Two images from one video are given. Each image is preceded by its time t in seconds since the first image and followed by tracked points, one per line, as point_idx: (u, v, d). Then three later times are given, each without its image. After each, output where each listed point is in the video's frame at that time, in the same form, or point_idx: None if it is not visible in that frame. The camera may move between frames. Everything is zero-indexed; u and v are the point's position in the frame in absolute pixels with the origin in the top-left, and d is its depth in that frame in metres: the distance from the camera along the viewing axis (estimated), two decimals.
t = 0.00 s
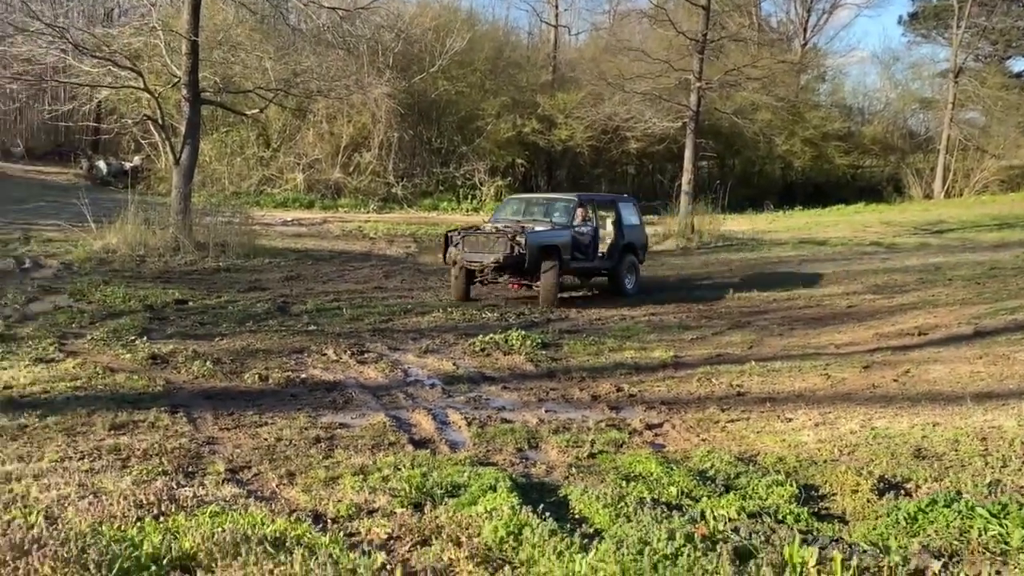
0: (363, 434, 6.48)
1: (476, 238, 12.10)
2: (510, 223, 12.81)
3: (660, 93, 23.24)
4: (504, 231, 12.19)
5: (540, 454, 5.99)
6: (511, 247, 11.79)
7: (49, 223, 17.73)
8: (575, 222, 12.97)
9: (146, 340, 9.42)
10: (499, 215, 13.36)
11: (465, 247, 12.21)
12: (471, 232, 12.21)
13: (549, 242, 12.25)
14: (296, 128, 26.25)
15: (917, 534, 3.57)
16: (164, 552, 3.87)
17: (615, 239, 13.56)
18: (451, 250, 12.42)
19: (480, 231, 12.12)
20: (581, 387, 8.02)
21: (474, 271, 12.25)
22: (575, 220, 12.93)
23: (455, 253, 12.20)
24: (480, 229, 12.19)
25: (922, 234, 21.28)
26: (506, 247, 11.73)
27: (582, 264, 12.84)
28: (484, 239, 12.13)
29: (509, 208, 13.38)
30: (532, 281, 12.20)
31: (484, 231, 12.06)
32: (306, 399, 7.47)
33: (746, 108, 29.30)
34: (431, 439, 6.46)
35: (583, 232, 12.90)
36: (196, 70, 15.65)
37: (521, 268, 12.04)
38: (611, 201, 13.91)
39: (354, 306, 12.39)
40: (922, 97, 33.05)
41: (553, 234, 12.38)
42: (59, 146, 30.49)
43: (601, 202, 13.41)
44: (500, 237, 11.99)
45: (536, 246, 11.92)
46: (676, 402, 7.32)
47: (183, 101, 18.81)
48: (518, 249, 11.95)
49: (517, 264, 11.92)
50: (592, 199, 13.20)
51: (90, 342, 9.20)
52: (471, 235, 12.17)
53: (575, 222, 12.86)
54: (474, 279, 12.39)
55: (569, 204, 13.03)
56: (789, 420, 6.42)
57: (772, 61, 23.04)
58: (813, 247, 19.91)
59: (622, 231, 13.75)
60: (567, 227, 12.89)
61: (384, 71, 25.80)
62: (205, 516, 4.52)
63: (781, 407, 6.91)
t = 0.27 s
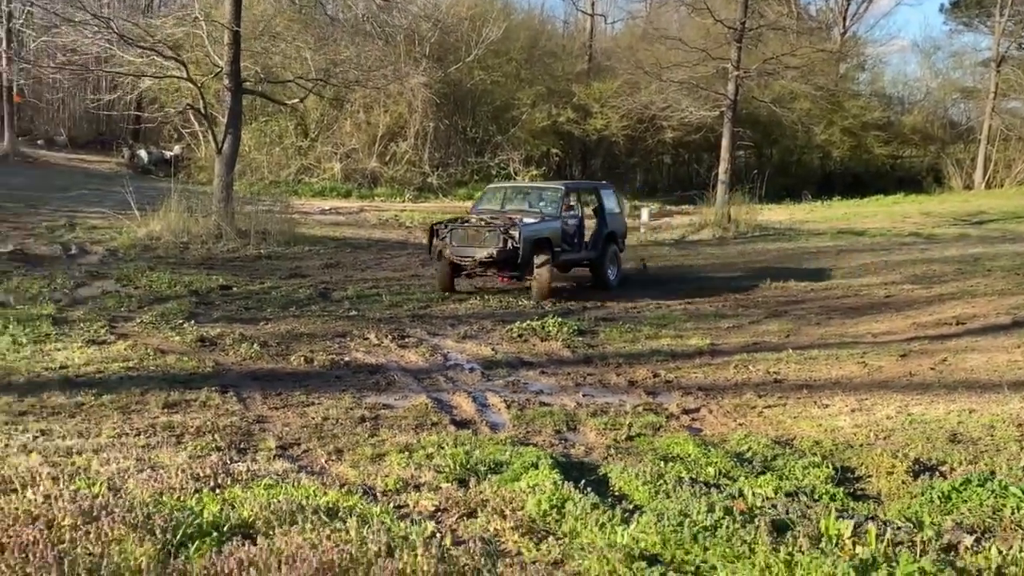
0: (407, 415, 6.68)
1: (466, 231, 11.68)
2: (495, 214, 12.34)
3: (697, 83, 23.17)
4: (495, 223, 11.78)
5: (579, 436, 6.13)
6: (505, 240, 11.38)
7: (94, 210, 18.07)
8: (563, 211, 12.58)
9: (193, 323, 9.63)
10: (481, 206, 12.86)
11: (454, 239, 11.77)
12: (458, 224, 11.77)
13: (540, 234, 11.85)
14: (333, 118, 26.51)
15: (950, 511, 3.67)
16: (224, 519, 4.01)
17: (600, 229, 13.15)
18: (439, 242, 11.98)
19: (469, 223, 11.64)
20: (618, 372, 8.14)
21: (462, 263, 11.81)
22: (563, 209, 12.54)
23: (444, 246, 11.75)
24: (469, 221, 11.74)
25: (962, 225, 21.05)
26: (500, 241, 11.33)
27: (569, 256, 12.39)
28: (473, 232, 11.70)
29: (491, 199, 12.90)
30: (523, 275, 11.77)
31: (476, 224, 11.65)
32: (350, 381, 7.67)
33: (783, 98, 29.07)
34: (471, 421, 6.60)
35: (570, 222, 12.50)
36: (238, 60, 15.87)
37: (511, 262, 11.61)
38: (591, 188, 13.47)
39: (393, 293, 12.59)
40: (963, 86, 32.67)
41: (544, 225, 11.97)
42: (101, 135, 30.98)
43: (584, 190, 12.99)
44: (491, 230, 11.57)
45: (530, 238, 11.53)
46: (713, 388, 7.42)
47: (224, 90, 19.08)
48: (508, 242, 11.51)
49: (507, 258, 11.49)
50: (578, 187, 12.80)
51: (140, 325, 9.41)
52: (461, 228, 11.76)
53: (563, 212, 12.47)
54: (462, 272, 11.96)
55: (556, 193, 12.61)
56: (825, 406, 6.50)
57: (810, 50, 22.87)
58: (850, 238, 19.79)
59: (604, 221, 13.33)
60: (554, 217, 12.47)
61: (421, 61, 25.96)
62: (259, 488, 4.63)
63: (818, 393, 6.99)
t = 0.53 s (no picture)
0: (447, 400, 6.82)
1: (464, 218, 11.42)
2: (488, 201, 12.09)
3: (736, 72, 23.01)
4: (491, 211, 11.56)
5: (615, 422, 6.20)
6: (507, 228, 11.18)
7: (139, 199, 18.45)
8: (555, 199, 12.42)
9: (237, 309, 9.86)
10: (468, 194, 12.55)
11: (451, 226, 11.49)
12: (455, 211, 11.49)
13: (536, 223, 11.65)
14: (371, 107, 26.72)
15: (981, 496, 3.76)
16: (274, 497, 4.15)
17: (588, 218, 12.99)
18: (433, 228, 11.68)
19: (468, 212, 11.38)
20: (654, 361, 8.20)
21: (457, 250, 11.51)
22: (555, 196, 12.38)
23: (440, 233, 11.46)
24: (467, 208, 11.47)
25: (1006, 215, 20.74)
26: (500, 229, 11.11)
27: (560, 247, 12.19)
28: (471, 219, 11.43)
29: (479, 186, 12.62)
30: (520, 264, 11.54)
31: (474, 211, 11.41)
32: (391, 367, 7.84)
33: (823, 86, 28.75)
34: (508, 407, 6.73)
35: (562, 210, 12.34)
36: (280, 51, 15.99)
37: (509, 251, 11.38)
38: (574, 179, 13.31)
39: (430, 281, 12.75)
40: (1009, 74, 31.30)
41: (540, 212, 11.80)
42: (143, 124, 31.52)
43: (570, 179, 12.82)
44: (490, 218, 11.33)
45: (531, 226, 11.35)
46: (750, 377, 7.46)
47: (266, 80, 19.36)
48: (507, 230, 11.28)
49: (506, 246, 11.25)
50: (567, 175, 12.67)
51: (186, 310, 9.64)
52: (458, 214, 11.51)
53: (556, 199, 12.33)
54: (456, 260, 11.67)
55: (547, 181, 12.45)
56: (863, 396, 6.54)
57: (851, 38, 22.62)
58: (891, 229, 19.60)
59: (588, 210, 13.14)
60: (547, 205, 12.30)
61: (459, 50, 26.07)
62: (306, 467, 4.81)
63: (855, 383, 7.02)
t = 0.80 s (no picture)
0: (477, 389, 6.95)
1: (465, 214, 10.37)
2: (481, 193, 11.01)
3: (771, 66, 22.90)
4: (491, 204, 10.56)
5: (642, 413, 6.26)
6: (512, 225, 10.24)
7: (177, 193, 18.80)
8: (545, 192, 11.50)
9: (272, 301, 10.04)
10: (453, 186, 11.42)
11: (450, 222, 10.44)
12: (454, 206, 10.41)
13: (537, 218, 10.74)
14: (406, 103, 26.80)
15: (1002, 485, 3.83)
16: (308, 479, 4.25)
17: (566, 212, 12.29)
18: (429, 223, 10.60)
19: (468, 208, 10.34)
20: (683, 353, 8.26)
21: (456, 248, 10.48)
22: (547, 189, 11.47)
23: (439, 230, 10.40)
24: (468, 203, 10.40)
25: None
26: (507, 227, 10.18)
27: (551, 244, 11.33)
28: (472, 215, 10.38)
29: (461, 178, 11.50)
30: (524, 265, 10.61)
31: (475, 205, 10.40)
32: (422, 357, 8.00)
33: (860, 81, 28.46)
34: (537, 396, 6.84)
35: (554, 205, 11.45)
36: (316, 47, 16.10)
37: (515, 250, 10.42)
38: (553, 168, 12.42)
39: (462, 275, 12.88)
40: None
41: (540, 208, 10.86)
42: (182, 120, 32.03)
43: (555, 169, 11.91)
44: (494, 214, 10.31)
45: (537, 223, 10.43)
46: (777, 370, 7.51)
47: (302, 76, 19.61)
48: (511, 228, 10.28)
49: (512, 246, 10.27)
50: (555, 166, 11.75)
51: (223, 301, 9.84)
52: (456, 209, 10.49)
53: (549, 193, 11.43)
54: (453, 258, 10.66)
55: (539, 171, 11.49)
56: (889, 389, 6.63)
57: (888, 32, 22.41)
58: (926, 224, 19.43)
59: (566, 204, 12.36)
60: (541, 200, 11.40)
61: (493, 46, 26.18)
62: (339, 451, 4.95)
63: (883, 376, 7.10)
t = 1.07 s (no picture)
0: (496, 382, 7.01)
1: (465, 214, 9.71)
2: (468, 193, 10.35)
3: (797, 64, 22.82)
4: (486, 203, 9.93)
5: (658, 406, 6.27)
6: (511, 223, 9.69)
7: (204, 191, 19.06)
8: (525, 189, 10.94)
9: (296, 296, 10.16)
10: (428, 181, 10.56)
11: (446, 223, 9.74)
12: (451, 206, 9.72)
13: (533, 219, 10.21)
14: (430, 101, 26.31)
15: (1007, 477, 3.91)
16: (328, 466, 4.35)
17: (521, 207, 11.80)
18: (421, 226, 9.85)
19: (466, 206, 9.71)
20: (701, 349, 8.28)
21: (453, 252, 9.77)
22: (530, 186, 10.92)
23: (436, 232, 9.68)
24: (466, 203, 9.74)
25: None
26: (507, 226, 9.64)
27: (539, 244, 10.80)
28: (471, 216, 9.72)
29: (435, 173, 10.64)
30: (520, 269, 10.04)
31: (470, 205, 9.75)
32: (442, 352, 8.08)
33: (887, 77, 28.22)
34: (555, 390, 6.90)
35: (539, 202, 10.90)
36: (340, 46, 16.20)
37: (515, 253, 9.87)
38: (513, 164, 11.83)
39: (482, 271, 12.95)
40: None
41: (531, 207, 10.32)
42: (209, 118, 32.39)
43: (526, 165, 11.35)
44: (495, 215, 9.70)
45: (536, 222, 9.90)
46: (794, 365, 7.54)
47: (327, 74, 19.79)
48: (512, 230, 9.72)
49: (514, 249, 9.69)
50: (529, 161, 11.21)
51: (247, 296, 9.98)
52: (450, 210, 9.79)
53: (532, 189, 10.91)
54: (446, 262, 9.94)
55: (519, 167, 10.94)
56: (905, 383, 6.76)
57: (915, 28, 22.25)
58: (952, 222, 19.28)
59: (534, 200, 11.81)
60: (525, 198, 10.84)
61: (517, 44, 26.25)
62: (359, 442, 4.95)
63: (900, 372, 7.16)
